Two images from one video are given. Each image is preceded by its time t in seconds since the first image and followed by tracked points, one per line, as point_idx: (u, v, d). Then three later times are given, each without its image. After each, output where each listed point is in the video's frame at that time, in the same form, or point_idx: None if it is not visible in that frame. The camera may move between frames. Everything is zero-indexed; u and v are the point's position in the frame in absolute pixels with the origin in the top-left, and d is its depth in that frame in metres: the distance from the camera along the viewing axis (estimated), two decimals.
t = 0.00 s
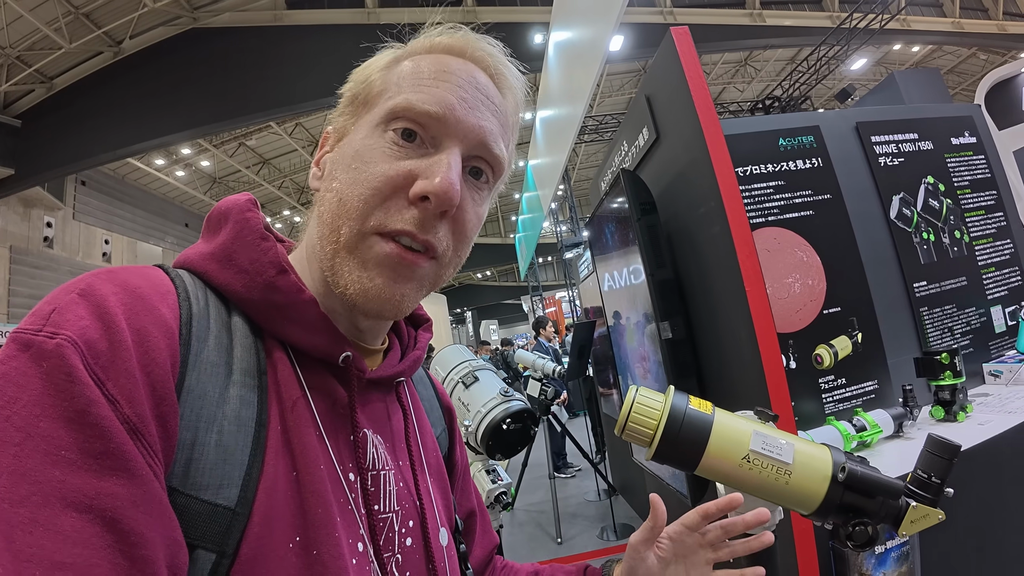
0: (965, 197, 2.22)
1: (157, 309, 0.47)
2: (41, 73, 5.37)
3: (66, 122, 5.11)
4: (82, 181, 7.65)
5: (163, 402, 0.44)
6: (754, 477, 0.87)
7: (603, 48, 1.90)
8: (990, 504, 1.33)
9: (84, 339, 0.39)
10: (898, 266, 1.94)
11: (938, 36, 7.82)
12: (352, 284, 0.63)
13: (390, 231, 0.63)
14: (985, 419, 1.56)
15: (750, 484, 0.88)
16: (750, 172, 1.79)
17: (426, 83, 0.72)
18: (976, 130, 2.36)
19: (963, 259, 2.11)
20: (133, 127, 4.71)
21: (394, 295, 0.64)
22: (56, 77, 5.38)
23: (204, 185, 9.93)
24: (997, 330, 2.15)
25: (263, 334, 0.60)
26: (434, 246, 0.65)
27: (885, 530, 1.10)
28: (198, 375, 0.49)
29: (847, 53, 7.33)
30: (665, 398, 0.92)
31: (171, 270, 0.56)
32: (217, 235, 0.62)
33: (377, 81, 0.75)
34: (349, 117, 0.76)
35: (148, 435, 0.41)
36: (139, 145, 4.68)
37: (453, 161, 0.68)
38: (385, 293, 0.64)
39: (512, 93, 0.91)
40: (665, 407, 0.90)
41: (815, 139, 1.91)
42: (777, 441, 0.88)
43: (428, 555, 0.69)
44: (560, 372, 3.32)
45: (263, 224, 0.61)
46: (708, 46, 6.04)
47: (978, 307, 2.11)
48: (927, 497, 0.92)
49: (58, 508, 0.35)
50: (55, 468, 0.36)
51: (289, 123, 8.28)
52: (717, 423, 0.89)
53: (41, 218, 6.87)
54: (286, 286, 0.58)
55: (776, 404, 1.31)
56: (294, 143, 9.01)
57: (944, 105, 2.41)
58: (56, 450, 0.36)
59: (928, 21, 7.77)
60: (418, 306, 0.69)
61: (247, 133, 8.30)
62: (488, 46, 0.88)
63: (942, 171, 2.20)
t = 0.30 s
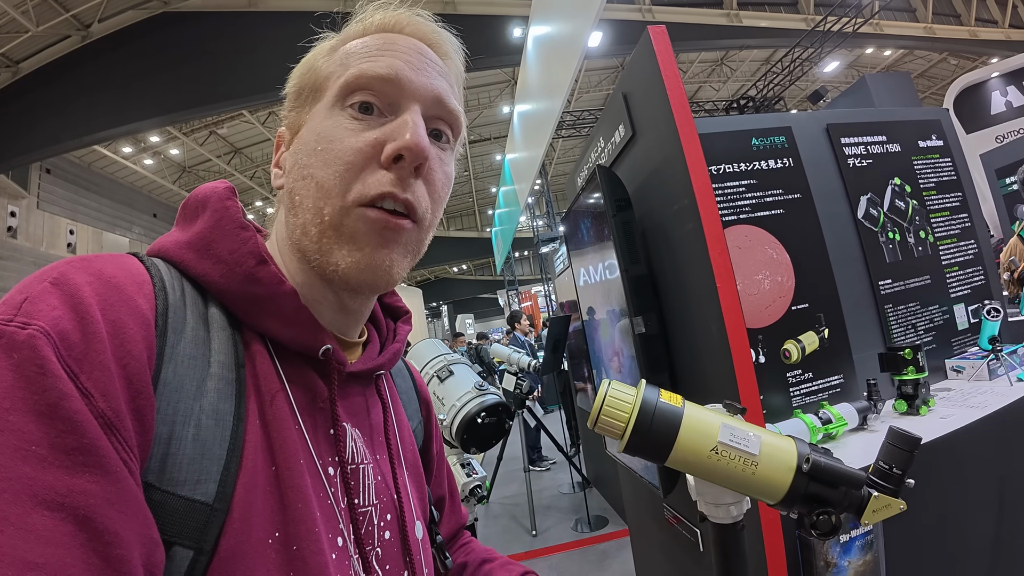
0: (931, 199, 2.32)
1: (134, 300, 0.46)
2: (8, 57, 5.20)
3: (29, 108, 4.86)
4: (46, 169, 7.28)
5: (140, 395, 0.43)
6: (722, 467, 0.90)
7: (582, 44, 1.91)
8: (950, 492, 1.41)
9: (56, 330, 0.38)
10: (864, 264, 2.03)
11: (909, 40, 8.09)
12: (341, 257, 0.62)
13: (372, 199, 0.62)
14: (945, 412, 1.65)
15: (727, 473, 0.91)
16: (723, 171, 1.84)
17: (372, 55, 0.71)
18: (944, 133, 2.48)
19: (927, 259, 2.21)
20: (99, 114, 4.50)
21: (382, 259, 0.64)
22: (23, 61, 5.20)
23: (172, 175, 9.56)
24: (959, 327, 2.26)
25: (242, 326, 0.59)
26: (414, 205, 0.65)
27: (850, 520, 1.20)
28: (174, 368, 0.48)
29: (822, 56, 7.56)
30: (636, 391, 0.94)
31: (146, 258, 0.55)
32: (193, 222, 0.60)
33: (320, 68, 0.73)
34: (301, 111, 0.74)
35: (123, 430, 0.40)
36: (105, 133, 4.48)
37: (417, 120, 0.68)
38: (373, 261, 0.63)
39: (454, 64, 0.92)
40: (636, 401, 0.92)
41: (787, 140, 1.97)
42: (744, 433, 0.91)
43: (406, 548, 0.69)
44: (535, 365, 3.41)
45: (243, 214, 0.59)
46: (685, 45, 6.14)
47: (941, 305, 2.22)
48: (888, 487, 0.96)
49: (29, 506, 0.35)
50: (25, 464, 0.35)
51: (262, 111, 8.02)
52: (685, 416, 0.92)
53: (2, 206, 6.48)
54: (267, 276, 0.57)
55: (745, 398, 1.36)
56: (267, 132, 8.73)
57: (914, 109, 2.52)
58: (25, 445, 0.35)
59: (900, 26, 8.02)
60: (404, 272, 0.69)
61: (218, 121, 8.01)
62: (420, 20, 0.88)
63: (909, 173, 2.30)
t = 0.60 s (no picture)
0: (894, 199, 2.44)
1: (85, 292, 0.45)
2: None
3: None
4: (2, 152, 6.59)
5: (95, 391, 0.42)
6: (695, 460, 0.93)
7: (557, 37, 1.92)
8: (907, 479, 1.49)
9: (4, 325, 0.37)
10: (828, 262, 2.12)
11: (873, 45, 8.41)
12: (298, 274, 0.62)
13: (338, 219, 0.62)
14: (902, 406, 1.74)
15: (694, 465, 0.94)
16: (694, 168, 1.88)
17: (371, 66, 0.69)
18: (907, 136, 2.59)
19: (888, 257, 2.32)
20: (49, 95, 4.22)
21: (338, 281, 0.63)
22: None
23: (132, 160, 9.08)
24: (918, 323, 2.39)
25: (198, 319, 0.57)
26: (381, 234, 0.65)
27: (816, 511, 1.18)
28: (129, 363, 0.46)
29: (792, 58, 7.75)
30: (610, 385, 0.97)
31: (96, 250, 0.52)
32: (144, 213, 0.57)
33: (316, 61, 0.70)
34: (285, 99, 0.71)
35: (79, 428, 0.39)
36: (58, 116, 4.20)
37: (401, 149, 0.67)
38: (331, 283, 0.63)
39: (458, 80, 0.89)
40: (610, 394, 0.94)
41: (756, 139, 2.03)
42: (714, 426, 0.95)
43: (373, 543, 0.67)
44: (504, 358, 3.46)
45: (200, 205, 0.57)
46: (660, 43, 6.19)
47: (901, 302, 2.33)
48: (853, 478, 0.99)
49: None
50: None
51: (227, 96, 7.68)
52: (658, 410, 0.94)
53: None
54: (225, 271, 0.56)
55: (715, 391, 1.39)
56: (233, 118, 8.38)
57: (881, 111, 2.63)
58: None
59: (867, 31, 8.28)
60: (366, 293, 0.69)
61: (181, 105, 7.62)
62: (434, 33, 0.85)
63: (872, 174, 2.40)
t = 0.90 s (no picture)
0: (832, 197, 2.61)
1: (48, 286, 0.42)
2: None
3: None
4: None
5: (63, 386, 0.39)
6: (653, 441, 0.98)
7: (518, 24, 1.91)
8: (838, 457, 1.61)
9: None
10: (770, 255, 2.26)
11: (821, 47, 8.86)
12: (261, 262, 0.60)
13: (303, 201, 0.60)
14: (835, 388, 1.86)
15: (654, 444, 0.99)
16: (651, 161, 1.92)
17: (336, 44, 0.67)
18: (847, 139, 2.78)
19: (824, 251, 2.48)
20: None
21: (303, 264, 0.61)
22: None
23: (60, 133, 8.35)
24: (850, 313, 2.58)
25: (164, 312, 0.54)
26: (350, 216, 0.63)
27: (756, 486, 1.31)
28: (96, 358, 0.44)
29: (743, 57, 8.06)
30: (577, 372, 1.00)
31: (54, 241, 0.49)
32: (105, 203, 0.54)
33: (278, 43, 0.67)
34: (247, 82, 0.68)
35: (48, 426, 0.37)
36: None
37: (367, 127, 0.65)
38: (300, 269, 0.61)
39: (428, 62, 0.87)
40: (576, 380, 0.98)
41: (708, 135, 2.11)
42: (672, 410, 1.00)
43: (349, 531, 0.68)
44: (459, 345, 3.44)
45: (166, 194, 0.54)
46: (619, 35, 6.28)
47: (835, 293, 2.52)
48: (796, 456, 1.08)
49: None
50: None
51: (165, 66, 7.13)
52: (622, 395, 0.98)
53: None
54: (193, 262, 0.53)
55: (668, 375, 1.48)
56: (171, 90, 7.79)
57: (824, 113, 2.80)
58: None
59: (812, 34, 8.72)
60: (334, 278, 0.67)
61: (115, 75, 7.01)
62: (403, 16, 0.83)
63: (813, 173, 2.55)
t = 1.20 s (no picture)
0: (781, 195, 2.73)
1: (4, 270, 0.39)
2: None
3: None
4: None
5: (25, 381, 0.36)
6: (620, 424, 1.01)
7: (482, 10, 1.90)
8: (780, 440, 1.71)
9: None
10: (722, 248, 2.35)
11: (774, 50, 9.24)
12: (266, 258, 0.58)
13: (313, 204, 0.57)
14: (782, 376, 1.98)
15: (621, 428, 1.02)
16: (612, 155, 1.95)
17: (359, 35, 0.59)
18: (795, 139, 2.91)
19: (772, 246, 2.60)
20: None
21: (302, 263, 0.60)
22: None
23: None
24: (795, 305, 2.72)
25: (130, 297, 0.52)
26: (351, 223, 0.61)
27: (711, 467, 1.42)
28: (59, 349, 0.41)
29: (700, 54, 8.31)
30: (546, 359, 1.01)
31: (9, 224, 0.45)
32: (62, 180, 0.50)
33: (281, 13, 0.57)
34: (244, 50, 0.57)
35: (10, 423, 0.34)
36: None
37: (381, 137, 0.62)
38: (300, 269, 0.60)
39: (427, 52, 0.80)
40: (546, 367, 0.99)
41: (667, 131, 2.17)
42: (638, 395, 1.03)
43: (330, 517, 0.69)
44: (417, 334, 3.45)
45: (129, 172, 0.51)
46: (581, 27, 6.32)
47: (781, 285, 2.64)
48: (751, 436, 1.14)
49: None
50: None
51: (106, 38, 6.67)
52: (590, 381, 1.00)
53: None
54: (159, 243, 0.50)
55: (627, 359, 1.55)
56: (112, 64, 7.30)
57: (776, 114, 2.92)
58: None
59: (765, 36, 9.08)
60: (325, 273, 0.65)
61: (50, 46, 6.51)
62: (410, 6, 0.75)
63: (764, 171, 2.65)
